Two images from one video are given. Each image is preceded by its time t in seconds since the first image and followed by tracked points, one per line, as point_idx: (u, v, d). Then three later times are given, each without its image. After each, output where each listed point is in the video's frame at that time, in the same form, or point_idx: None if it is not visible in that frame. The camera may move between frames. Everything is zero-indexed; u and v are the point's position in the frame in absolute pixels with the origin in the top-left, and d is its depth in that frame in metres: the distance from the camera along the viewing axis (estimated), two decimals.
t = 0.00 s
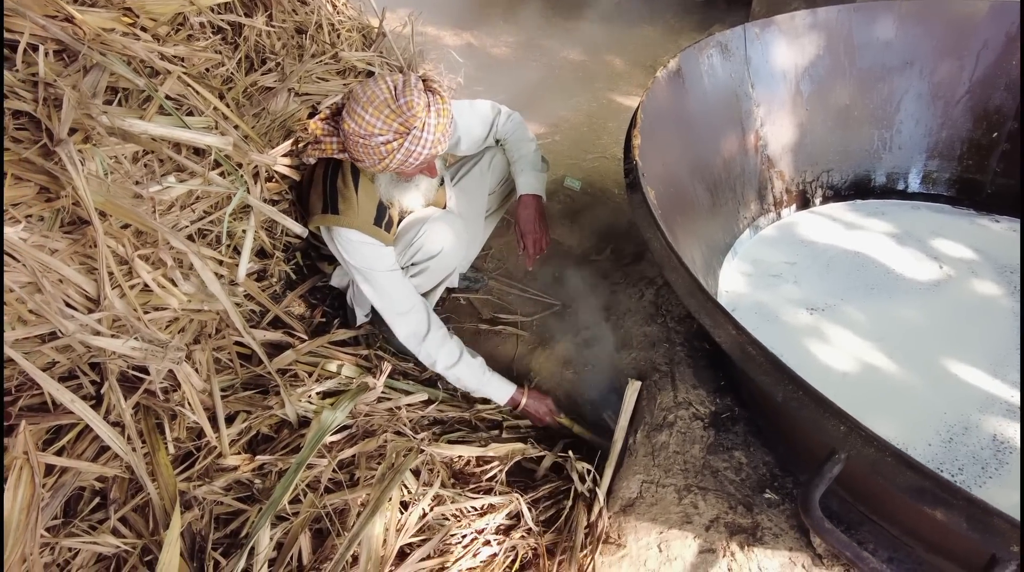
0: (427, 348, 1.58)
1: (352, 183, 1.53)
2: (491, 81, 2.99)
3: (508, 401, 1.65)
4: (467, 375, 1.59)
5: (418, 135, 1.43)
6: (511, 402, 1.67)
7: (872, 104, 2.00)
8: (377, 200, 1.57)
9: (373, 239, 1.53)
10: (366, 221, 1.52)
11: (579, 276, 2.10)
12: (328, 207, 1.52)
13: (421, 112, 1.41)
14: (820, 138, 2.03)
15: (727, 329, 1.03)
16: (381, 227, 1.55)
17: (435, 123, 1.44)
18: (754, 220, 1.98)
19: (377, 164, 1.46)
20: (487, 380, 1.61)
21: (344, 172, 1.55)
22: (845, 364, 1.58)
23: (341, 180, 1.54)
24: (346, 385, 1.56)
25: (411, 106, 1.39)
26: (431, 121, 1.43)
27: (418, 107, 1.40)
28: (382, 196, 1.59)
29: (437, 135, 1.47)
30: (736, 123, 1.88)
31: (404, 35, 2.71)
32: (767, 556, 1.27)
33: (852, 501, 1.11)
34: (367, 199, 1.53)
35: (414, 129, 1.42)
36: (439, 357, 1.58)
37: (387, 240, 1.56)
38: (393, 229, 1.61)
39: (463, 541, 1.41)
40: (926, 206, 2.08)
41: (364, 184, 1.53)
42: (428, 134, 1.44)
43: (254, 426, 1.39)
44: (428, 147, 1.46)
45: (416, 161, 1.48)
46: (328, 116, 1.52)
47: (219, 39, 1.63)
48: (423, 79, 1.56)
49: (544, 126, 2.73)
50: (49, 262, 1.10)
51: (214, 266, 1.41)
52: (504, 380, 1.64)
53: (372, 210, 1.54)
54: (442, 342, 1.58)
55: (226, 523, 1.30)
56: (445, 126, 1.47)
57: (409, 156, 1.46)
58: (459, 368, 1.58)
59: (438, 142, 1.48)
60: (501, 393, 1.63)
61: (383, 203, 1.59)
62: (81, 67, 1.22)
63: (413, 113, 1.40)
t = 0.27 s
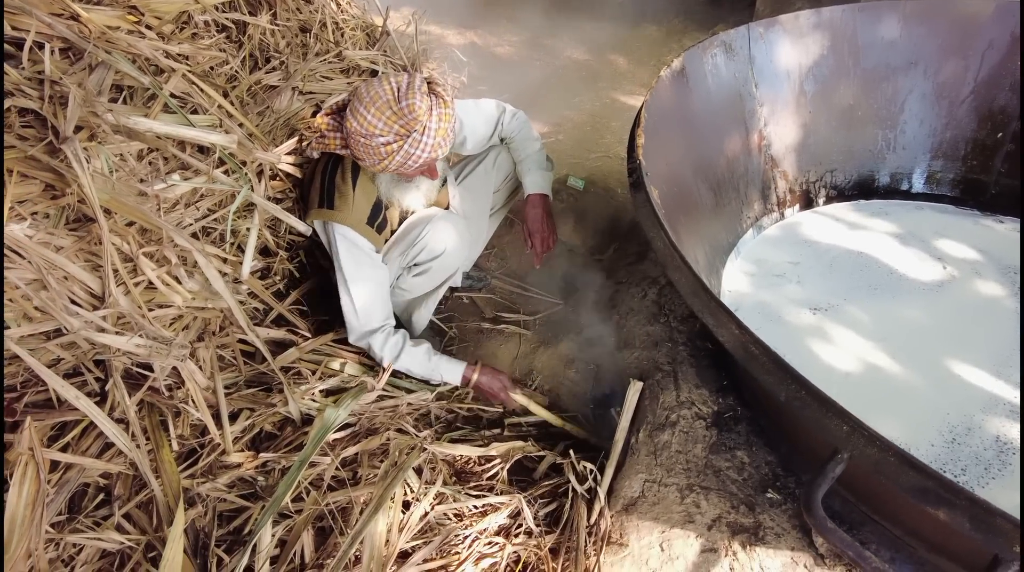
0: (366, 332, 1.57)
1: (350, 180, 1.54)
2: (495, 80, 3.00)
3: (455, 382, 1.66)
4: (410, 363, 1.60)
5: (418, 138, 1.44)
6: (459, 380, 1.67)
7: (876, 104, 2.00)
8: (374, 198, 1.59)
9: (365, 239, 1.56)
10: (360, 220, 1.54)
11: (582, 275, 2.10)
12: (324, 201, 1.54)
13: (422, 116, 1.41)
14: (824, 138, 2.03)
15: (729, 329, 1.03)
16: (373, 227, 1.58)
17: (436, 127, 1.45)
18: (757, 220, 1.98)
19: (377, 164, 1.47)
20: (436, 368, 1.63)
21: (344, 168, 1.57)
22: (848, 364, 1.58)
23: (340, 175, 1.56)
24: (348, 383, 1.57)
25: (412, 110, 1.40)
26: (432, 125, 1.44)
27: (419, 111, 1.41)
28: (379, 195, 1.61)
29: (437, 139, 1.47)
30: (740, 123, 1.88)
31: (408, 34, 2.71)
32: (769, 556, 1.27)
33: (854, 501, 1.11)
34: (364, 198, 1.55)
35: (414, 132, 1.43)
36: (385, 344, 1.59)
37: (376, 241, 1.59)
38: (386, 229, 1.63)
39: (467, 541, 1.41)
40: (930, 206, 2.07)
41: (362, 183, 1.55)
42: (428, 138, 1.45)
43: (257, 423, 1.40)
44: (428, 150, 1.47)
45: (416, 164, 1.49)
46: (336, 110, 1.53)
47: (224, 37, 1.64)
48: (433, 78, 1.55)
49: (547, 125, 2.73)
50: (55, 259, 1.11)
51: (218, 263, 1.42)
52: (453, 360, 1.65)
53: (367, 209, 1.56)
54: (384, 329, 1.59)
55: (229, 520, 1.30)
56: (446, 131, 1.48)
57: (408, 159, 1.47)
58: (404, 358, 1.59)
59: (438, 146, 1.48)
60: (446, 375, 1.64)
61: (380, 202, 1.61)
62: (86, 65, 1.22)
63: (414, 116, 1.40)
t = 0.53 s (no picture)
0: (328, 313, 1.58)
1: (345, 179, 1.56)
2: (498, 79, 3.00)
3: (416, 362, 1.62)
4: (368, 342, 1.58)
5: (409, 144, 1.45)
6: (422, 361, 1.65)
7: (879, 104, 2.00)
8: (369, 198, 1.59)
9: (356, 237, 1.58)
10: (352, 219, 1.56)
11: (584, 275, 2.11)
12: (319, 198, 1.56)
13: (414, 122, 1.43)
14: (827, 138, 2.03)
15: (731, 328, 1.03)
16: (365, 227, 1.59)
17: (427, 134, 1.46)
18: (759, 220, 1.98)
19: (367, 166, 1.48)
20: (394, 347, 1.59)
21: (341, 167, 1.58)
22: (850, 364, 1.57)
23: (336, 174, 1.57)
24: (350, 380, 1.57)
25: (404, 115, 1.40)
26: (423, 132, 1.45)
27: (411, 117, 1.41)
28: (374, 195, 1.60)
29: (428, 146, 1.48)
30: (742, 122, 1.87)
31: (411, 33, 2.71)
32: (770, 555, 1.28)
33: (855, 501, 1.11)
34: (359, 197, 1.56)
35: (405, 138, 1.44)
36: (347, 323, 1.58)
37: (369, 242, 1.61)
38: (380, 228, 1.64)
39: (469, 539, 1.41)
40: (933, 207, 2.07)
41: (358, 181, 1.56)
42: (418, 144, 1.46)
43: (260, 421, 1.40)
44: (418, 156, 1.48)
45: (405, 169, 1.50)
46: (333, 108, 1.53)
47: (227, 36, 1.64)
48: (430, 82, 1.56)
49: (550, 124, 2.73)
50: (59, 256, 1.11)
51: (221, 261, 1.42)
52: (414, 338, 1.62)
53: (361, 209, 1.57)
54: (350, 311, 1.59)
55: (231, 517, 1.30)
56: (437, 138, 1.49)
57: (399, 163, 1.48)
58: (364, 337, 1.57)
59: (429, 152, 1.49)
60: (407, 355, 1.60)
61: (375, 201, 1.61)
62: (91, 63, 1.22)
63: (406, 122, 1.41)
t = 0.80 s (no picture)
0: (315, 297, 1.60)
1: (342, 182, 1.57)
2: (500, 79, 3.00)
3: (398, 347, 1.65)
4: (352, 326, 1.60)
5: (403, 150, 1.46)
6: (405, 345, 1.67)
7: (881, 104, 2.00)
8: (366, 200, 1.61)
9: (352, 239, 1.61)
10: (348, 222, 1.59)
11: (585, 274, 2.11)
12: (317, 200, 1.59)
13: (408, 129, 1.44)
14: (829, 138, 2.03)
15: (733, 327, 1.04)
16: (361, 229, 1.62)
17: (421, 141, 1.47)
18: (761, 219, 1.99)
19: (363, 170, 1.50)
20: (378, 333, 1.62)
21: (338, 167, 1.59)
22: (851, 364, 1.58)
23: (333, 176, 1.58)
24: (352, 379, 1.58)
25: (397, 122, 1.41)
26: (418, 138, 1.46)
27: (405, 124, 1.42)
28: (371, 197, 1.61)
29: (423, 152, 1.49)
30: (744, 122, 1.88)
31: (414, 33, 2.72)
32: (771, 554, 1.29)
33: (856, 500, 1.11)
34: (356, 200, 1.58)
35: (399, 144, 1.45)
36: (332, 308, 1.59)
37: (365, 244, 1.64)
38: (377, 228, 1.66)
39: (470, 537, 1.42)
40: (935, 206, 2.07)
41: (355, 184, 1.58)
42: (412, 151, 1.47)
43: (263, 419, 1.40)
44: (413, 161, 1.49)
45: (400, 174, 1.52)
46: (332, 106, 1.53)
47: (231, 35, 1.65)
48: (428, 82, 1.55)
49: (551, 123, 2.74)
50: (63, 254, 1.12)
51: (225, 260, 1.43)
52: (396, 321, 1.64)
53: (357, 211, 1.60)
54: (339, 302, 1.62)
55: (234, 514, 1.31)
56: (432, 143, 1.49)
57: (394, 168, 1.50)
58: (347, 323, 1.60)
59: (423, 158, 1.51)
60: (388, 340, 1.63)
61: (372, 202, 1.62)
62: (95, 62, 1.23)
63: (399, 129, 1.42)
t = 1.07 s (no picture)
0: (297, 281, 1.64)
1: (337, 186, 1.59)
2: (502, 78, 3.01)
3: (373, 328, 1.71)
4: (329, 309, 1.66)
5: (395, 161, 1.47)
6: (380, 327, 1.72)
7: (882, 104, 2.00)
8: (360, 203, 1.64)
9: (342, 241, 1.65)
10: (340, 225, 1.63)
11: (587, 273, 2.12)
12: (311, 201, 1.62)
13: (400, 140, 1.45)
14: (830, 137, 2.04)
15: (735, 325, 1.04)
16: (353, 232, 1.67)
17: (413, 151, 1.48)
18: (763, 219, 1.99)
19: (356, 179, 1.51)
20: (353, 314, 1.68)
21: (335, 171, 1.61)
22: (853, 362, 1.58)
23: (329, 178, 1.60)
24: (356, 376, 1.59)
25: (389, 133, 1.42)
26: (410, 149, 1.47)
27: (397, 134, 1.43)
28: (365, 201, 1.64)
29: (415, 162, 1.50)
30: (746, 122, 1.88)
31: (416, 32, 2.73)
32: (773, 551, 1.30)
33: (856, 497, 1.12)
34: (349, 204, 1.61)
35: (392, 154, 1.46)
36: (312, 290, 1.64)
37: (354, 246, 1.68)
38: (370, 231, 1.71)
39: (473, 534, 1.43)
40: (936, 206, 2.08)
41: (349, 188, 1.59)
42: (405, 161, 1.48)
43: (268, 415, 1.41)
44: (405, 172, 1.50)
45: (393, 184, 1.53)
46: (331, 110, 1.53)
47: (235, 34, 1.66)
48: (424, 90, 1.55)
49: (553, 123, 2.75)
50: (71, 251, 1.13)
51: (230, 258, 1.44)
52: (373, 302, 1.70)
53: (350, 215, 1.63)
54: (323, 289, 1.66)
55: (238, 510, 1.32)
56: (425, 154, 1.50)
57: (386, 178, 1.51)
58: (323, 305, 1.65)
59: (416, 168, 1.52)
60: (364, 322, 1.69)
61: (366, 206, 1.66)
62: (102, 61, 1.24)
63: (391, 139, 1.43)
